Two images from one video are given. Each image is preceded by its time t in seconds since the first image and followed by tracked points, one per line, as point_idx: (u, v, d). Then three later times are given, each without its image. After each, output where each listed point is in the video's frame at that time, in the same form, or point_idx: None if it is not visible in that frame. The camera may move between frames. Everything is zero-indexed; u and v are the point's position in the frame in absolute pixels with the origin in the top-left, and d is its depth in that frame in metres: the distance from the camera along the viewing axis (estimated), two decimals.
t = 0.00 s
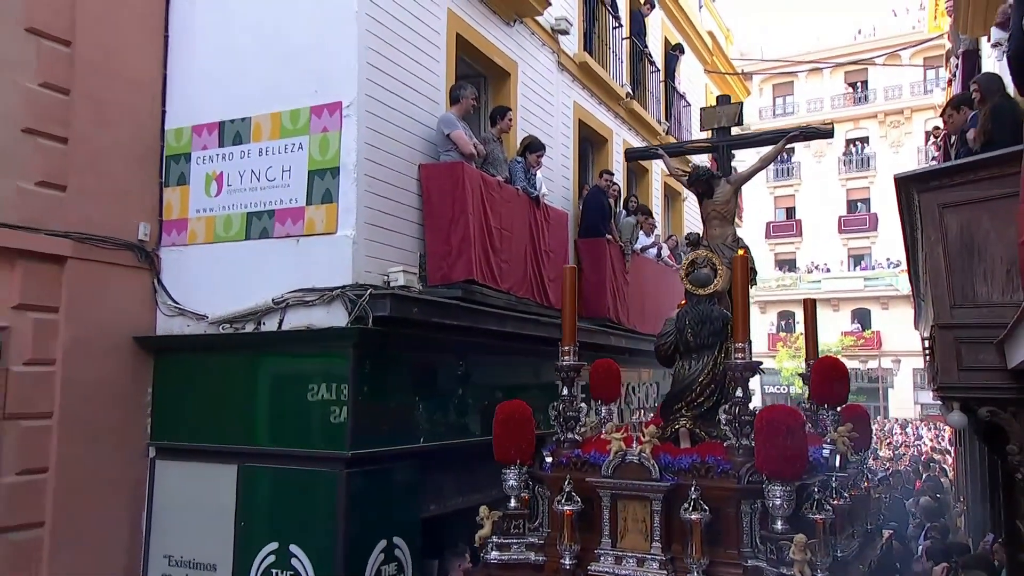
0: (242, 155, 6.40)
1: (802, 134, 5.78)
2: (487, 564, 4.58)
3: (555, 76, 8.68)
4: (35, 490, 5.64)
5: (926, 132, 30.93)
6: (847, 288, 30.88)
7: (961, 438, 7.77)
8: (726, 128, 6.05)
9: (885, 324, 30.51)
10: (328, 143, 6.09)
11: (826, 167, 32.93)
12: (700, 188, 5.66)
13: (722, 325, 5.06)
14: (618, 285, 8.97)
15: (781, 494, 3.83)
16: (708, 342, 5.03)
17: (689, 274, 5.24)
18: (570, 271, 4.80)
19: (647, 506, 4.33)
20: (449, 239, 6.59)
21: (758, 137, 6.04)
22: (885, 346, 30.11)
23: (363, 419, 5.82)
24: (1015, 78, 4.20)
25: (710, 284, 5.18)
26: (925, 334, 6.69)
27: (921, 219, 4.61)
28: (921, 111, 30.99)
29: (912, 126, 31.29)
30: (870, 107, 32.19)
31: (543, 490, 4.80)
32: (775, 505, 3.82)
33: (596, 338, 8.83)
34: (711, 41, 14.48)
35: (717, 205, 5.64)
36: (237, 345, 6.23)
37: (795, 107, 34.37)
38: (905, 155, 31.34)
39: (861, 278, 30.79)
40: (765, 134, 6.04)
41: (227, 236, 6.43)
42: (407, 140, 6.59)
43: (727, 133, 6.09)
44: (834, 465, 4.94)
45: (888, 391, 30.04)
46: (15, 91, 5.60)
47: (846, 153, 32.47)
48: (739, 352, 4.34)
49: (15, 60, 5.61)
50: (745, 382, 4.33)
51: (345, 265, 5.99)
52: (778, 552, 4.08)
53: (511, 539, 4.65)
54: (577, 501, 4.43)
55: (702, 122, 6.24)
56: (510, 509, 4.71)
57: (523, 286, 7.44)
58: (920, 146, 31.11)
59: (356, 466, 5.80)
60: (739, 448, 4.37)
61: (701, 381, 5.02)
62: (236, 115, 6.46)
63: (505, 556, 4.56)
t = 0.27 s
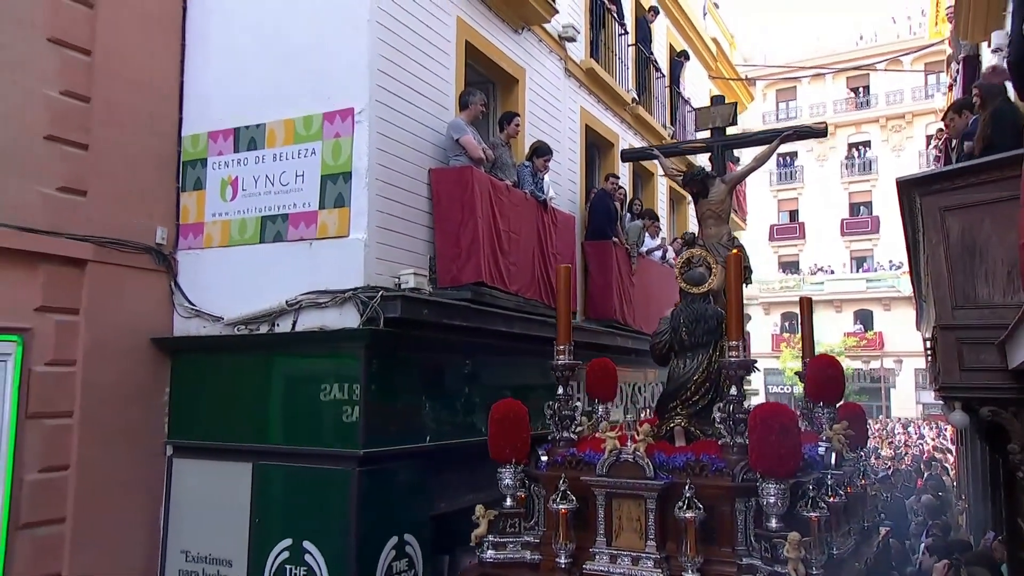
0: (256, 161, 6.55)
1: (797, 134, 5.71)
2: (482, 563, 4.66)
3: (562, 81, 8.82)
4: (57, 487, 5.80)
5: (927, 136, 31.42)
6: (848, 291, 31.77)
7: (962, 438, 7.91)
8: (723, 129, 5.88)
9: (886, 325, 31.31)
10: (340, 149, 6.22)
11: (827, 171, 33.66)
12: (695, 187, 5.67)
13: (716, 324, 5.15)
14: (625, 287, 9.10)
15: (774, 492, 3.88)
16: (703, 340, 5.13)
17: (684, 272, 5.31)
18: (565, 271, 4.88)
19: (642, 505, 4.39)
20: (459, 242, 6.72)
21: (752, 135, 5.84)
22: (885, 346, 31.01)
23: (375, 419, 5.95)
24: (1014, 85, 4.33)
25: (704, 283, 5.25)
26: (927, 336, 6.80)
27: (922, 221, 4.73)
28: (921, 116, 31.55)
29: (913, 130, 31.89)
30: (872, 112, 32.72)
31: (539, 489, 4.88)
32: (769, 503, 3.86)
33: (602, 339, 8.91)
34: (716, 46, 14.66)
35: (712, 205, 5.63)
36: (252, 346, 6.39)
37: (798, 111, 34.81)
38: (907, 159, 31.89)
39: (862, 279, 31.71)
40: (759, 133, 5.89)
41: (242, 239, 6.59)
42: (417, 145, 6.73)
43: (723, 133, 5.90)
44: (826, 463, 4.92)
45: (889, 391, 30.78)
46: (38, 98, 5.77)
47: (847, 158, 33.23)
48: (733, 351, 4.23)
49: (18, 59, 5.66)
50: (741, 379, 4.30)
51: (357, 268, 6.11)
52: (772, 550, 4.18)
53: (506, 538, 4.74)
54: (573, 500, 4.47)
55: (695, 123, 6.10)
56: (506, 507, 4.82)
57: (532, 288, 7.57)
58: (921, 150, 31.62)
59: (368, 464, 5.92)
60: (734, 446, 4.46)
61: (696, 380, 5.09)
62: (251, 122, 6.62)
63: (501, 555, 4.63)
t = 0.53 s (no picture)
0: (271, 164, 6.71)
1: (796, 134, 5.85)
2: (483, 562, 4.68)
3: (570, 85, 8.96)
4: (78, 482, 5.96)
5: (929, 139, 32.02)
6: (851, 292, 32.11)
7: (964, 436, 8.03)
8: (723, 130, 5.98)
9: (888, 324, 31.65)
10: (352, 152, 6.36)
11: (829, 173, 34.18)
12: (696, 187, 5.80)
13: (717, 323, 5.11)
14: (631, 288, 9.23)
15: (776, 492, 3.95)
16: (704, 339, 5.07)
17: (684, 272, 5.26)
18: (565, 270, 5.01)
19: (643, 504, 4.39)
20: (468, 244, 6.86)
21: (752, 136, 5.97)
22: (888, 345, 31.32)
23: (385, 417, 6.07)
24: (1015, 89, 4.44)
25: (705, 282, 5.22)
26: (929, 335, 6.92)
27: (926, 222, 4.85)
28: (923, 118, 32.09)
29: (914, 133, 32.40)
30: (875, 115, 33.20)
31: (540, 488, 4.89)
32: (770, 502, 3.95)
33: (610, 338, 9.03)
34: (721, 52, 14.86)
35: (713, 204, 5.76)
36: (267, 346, 6.54)
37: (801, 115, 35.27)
38: (908, 161, 32.33)
39: (866, 279, 32.02)
40: (758, 134, 6.00)
41: (257, 241, 6.75)
42: (427, 149, 6.87)
43: (723, 134, 5.99)
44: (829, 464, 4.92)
45: (892, 389, 31.18)
46: (59, 104, 5.95)
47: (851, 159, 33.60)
48: (734, 350, 4.28)
49: (19, 58, 5.71)
50: (743, 378, 4.35)
51: (369, 269, 6.24)
52: (773, 550, 4.17)
53: (507, 538, 4.74)
54: (573, 500, 4.47)
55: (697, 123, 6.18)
56: (506, 507, 4.84)
57: (540, 289, 7.70)
58: (923, 152, 32.02)
59: (380, 461, 6.05)
60: (735, 446, 4.45)
61: (697, 379, 5.03)
62: (265, 126, 6.77)
63: (501, 555, 4.64)
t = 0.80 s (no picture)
0: (286, 168, 6.88)
1: (803, 131, 5.91)
2: (487, 559, 4.75)
3: (578, 89, 9.10)
4: (99, 478, 6.14)
5: (931, 141, 32.11)
6: (854, 290, 32.35)
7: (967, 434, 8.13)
8: (730, 127, 6.03)
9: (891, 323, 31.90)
10: (365, 156, 6.51)
11: (832, 175, 34.31)
12: (704, 183, 5.86)
13: (724, 320, 5.16)
14: (639, 288, 9.36)
15: (783, 491, 4.00)
16: (711, 336, 5.13)
17: (692, 268, 5.26)
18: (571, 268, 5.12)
19: (649, 503, 4.46)
20: (478, 245, 7.00)
21: (759, 133, 6.01)
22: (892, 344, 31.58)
23: (397, 414, 6.21)
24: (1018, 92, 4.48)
25: (711, 277, 5.23)
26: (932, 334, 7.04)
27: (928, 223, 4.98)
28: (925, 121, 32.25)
29: (918, 135, 32.46)
30: (878, 117, 33.39)
31: (544, 485, 5.02)
32: (777, 501, 4.00)
33: (618, 338, 9.17)
34: (727, 55, 15.02)
35: (721, 201, 5.81)
36: (282, 345, 6.70)
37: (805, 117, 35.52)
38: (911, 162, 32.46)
39: (869, 279, 32.23)
40: (767, 131, 6.04)
41: (272, 242, 6.92)
42: (438, 152, 7.01)
43: (730, 130, 6.07)
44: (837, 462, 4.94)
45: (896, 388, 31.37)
46: (81, 110, 6.13)
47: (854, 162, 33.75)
48: (740, 346, 4.44)
49: (18, 58, 5.72)
50: (749, 376, 4.49)
51: (381, 269, 6.37)
52: (781, 550, 4.07)
53: (512, 535, 4.82)
54: (577, 497, 4.57)
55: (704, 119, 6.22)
56: (511, 504, 4.94)
57: (549, 289, 7.84)
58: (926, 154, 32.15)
59: (392, 458, 6.19)
60: (741, 445, 4.49)
61: (704, 376, 5.09)
62: (280, 131, 6.95)
63: (505, 553, 4.72)
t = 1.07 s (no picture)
0: (299, 171, 7.04)
1: (805, 128, 6.13)
2: (488, 558, 4.90)
3: (585, 93, 9.24)
4: (119, 474, 6.30)
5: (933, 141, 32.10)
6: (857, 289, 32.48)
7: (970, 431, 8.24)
8: (732, 124, 6.25)
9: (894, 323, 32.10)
10: (376, 159, 6.65)
11: (837, 177, 34.27)
12: (705, 181, 6.10)
13: (725, 318, 5.26)
14: (645, 288, 9.48)
15: (785, 490, 4.07)
16: (712, 333, 5.22)
17: (693, 266, 5.36)
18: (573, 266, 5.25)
19: (650, 502, 4.58)
20: (488, 246, 7.14)
21: (762, 130, 6.25)
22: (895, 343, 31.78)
23: (408, 412, 6.35)
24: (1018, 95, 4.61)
25: (714, 275, 5.31)
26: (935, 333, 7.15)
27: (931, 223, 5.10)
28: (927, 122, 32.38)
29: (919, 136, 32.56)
30: (881, 119, 33.54)
31: (545, 484, 5.13)
32: (779, 500, 4.07)
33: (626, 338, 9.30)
34: (730, 59, 15.21)
35: (722, 199, 6.10)
36: (296, 344, 6.86)
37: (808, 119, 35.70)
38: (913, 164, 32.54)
39: (872, 279, 32.37)
40: (769, 128, 6.28)
41: (286, 244, 7.07)
42: (448, 155, 7.15)
43: (733, 128, 6.31)
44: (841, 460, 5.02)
45: (898, 385, 31.79)
46: (101, 115, 6.30)
47: (856, 163, 33.79)
48: (742, 343, 4.52)
49: (18, 58, 5.77)
50: (750, 375, 4.57)
51: (392, 270, 6.51)
52: (783, 549, 4.20)
53: (513, 534, 4.96)
54: (578, 496, 4.70)
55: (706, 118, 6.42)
56: (511, 503, 5.04)
57: (557, 289, 7.97)
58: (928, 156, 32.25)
59: (403, 455, 6.33)
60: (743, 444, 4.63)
61: (704, 375, 5.18)
62: (294, 134, 7.11)
63: (506, 552, 4.86)
